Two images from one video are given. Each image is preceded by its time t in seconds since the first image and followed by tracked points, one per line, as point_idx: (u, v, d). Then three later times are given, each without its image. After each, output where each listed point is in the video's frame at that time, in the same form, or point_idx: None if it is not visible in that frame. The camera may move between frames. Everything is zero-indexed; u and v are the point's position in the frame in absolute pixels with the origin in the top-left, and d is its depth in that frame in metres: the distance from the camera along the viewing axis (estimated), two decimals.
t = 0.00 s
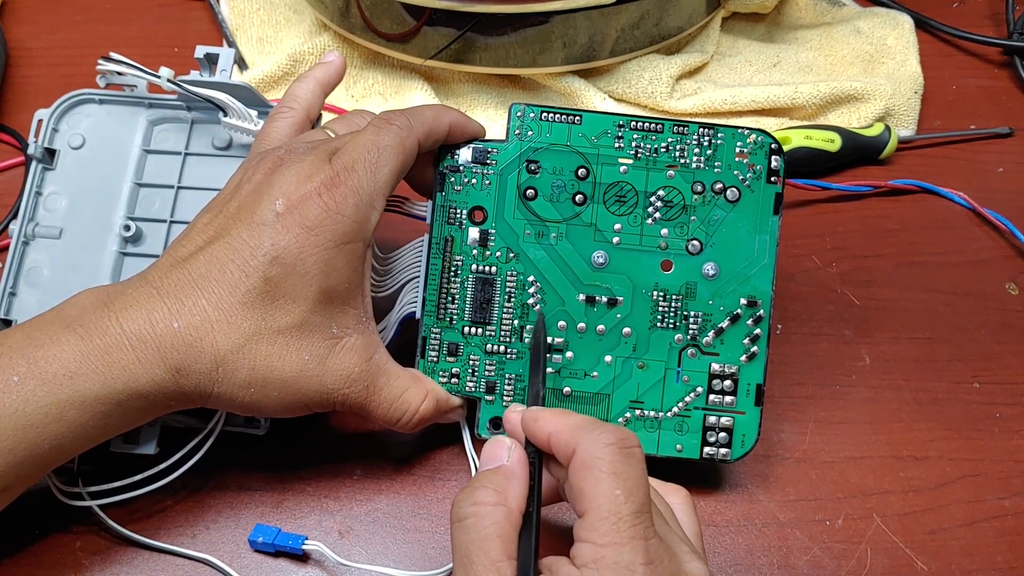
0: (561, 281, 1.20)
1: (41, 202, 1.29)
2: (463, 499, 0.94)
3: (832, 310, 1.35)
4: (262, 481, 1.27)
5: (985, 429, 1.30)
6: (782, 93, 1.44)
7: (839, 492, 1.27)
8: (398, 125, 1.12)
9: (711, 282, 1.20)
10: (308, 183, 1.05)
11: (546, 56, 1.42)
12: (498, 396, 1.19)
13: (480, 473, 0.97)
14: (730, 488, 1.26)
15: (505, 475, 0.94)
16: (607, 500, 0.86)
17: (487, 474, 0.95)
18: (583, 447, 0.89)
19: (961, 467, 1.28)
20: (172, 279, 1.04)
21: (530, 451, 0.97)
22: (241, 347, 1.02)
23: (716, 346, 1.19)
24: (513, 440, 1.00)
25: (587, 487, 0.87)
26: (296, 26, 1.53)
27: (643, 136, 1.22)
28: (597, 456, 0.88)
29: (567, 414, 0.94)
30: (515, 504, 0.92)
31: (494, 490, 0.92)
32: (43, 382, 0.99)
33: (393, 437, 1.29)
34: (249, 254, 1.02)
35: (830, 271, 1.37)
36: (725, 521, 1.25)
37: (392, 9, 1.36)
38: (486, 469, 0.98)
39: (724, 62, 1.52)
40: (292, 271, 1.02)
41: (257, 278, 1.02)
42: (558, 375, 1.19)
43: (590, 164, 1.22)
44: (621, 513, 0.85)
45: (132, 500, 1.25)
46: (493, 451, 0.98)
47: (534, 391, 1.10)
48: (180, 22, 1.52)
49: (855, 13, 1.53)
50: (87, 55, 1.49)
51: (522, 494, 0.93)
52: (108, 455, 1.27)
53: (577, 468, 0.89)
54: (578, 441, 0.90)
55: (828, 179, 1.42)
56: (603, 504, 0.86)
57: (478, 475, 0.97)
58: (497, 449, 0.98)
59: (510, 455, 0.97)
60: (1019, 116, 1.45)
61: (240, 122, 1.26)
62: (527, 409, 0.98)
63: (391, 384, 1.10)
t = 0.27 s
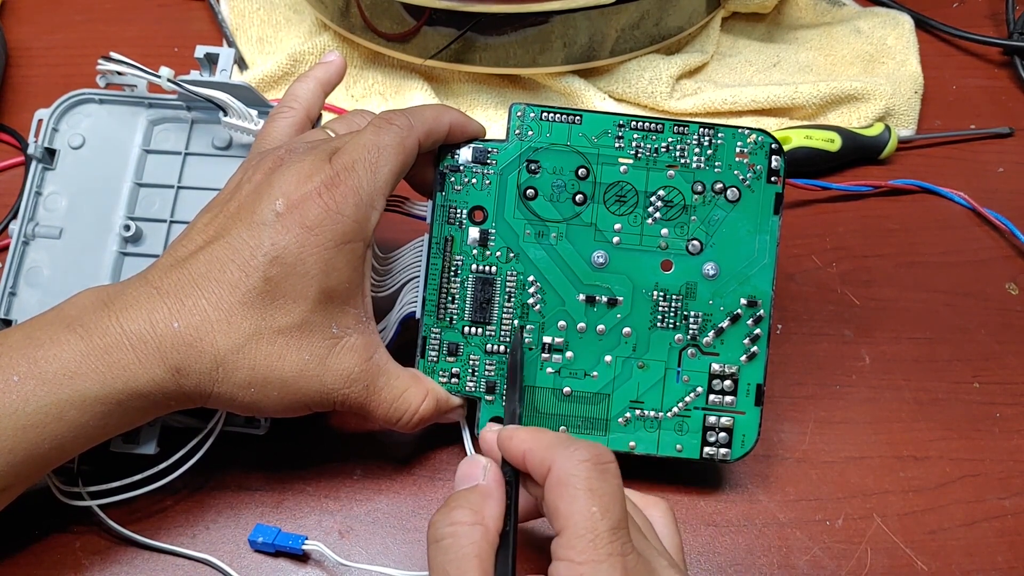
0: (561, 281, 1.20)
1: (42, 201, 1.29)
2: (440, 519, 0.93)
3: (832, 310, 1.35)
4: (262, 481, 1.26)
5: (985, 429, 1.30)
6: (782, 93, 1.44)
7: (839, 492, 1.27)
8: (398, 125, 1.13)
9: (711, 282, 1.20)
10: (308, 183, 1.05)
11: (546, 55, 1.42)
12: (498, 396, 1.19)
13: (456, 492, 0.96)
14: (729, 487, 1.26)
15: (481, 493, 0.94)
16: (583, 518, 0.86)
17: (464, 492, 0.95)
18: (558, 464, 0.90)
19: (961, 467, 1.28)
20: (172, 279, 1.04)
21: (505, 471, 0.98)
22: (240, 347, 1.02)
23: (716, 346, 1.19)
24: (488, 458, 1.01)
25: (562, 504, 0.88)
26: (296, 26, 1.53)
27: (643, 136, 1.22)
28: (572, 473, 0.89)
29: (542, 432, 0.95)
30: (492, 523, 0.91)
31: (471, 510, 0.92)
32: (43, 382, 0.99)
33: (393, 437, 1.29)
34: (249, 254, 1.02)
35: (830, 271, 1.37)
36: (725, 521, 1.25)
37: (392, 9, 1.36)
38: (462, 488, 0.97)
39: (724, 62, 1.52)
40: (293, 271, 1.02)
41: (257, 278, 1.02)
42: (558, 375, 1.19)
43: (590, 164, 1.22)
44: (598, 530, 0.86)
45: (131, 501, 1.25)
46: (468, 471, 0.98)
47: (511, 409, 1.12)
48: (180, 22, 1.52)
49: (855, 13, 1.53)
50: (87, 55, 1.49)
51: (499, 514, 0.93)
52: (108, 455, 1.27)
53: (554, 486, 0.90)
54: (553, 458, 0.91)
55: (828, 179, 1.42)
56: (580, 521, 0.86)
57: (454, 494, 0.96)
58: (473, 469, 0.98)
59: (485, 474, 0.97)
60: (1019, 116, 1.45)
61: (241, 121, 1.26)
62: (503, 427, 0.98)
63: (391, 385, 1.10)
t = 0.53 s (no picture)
0: (561, 281, 1.20)
1: (42, 201, 1.29)
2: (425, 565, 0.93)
3: (832, 310, 1.35)
4: (262, 481, 1.26)
5: (985, 429, 1.30)
6: (782, 93, 1.44)
7: (839, 492, 1.27)
8: (398, 125, 1.13)
9: (711, 282, 1.20)
10: (308, 182, 1.04)
11: (546, 56, 1.42)
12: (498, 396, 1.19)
13: (441, 535, 0.97)
14: (729, 487, 1.26)
15: (465, 535, 0.95)
16: (568, 557, 0.84)
17: (449, 535, 0.95)
18: (540, 502, 0.88)
19: (961, 467, 1.28)
20: (172, 279, 1.04)
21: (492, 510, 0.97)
22: (240, 346, 1.02)
23: (716, 346, 1.19)
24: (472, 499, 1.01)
25: (547, 543, 0.86)
26: (296, 26, 1.53)
27: (643, 136, 1.22)
28: (554, 511, 0.87)
29: (525, 469, 0.93)
30: (477, 565, 0.91)
31: (455, 553, 0.92)
32: (43, 382, 0.99)
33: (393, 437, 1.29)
34: (249, 253, 1.02)
35: (830, 271, 1.37)
36: (725, 521, 1.25)
37: (392, 9, 1.36)
38: (447, 530, 0.97)
39: (724, 62, 1.52)
40: (292, 271, 1.02)
41: (257, 278, 1.02)
42: (558, 375, 1.19)
43: (590, 164, 1.22)
44: (582, 569, 0.84)
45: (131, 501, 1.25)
46: (452, 512, 0.99)
47: (494, 447, 1.04)
48: (180, 22, 1.52)
49: (855, 12, 1.53)
50: (87, 55, 1.49)
51: (484, 556, 0.93)
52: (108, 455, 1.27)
53: (536, 526, 0.88)
54: (532, 498, 0.89)
55: (828, 179, 1.42)
56: (564, 561, 0.84)
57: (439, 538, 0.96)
58: (456, 513, 0.98)
59: (470, 515, 0.97)
60: (1019, 116, 1.45)
61: (241, 121, 1.26)
62: (485, 468, 0.96)
63: (391, 384, 1.10)
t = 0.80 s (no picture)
0: (561, 281, 1.20)
1: (42, 202, 1.29)
2: None
3: (832, 310, 1.35)
4: (262, 481, 1.27)
5: (985, 429, 1.30)
6: (782, 93, 1.44)
7: (839, 492, 1.27)
8: (398, 125, 1.13)
9: (711, 282, 1.20)
10: (308, 183, 1.05)
11: (546, 56, 1.42)
12: (498, 396, 1.19)
13: None
14: (729, 487, 1.26)
15: None
16: None
17: None
18: None
19: (961, 467, 1.28)
20: (172, 279, 1.04)
21: None
22: (240, 347, 1.02)
23: (716, 346, 1.19)
24: None
25: None
26: (296, 26, 1.53)
27: (643, 136, 1.22)
28: None
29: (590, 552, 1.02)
30: None
31: None
32: (43, 382, 0.99)
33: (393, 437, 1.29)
34: (249, 254, 1.02)
35: (830, 271, 1.37)
36: (725, 521, 1.25)
37: (392, 9, 1.36)
38: None
39: (724, 62, 1.52)
40: (292, 271, 1.02)
41: (257, 278, 1.02)
42: (558, 375, 1.19)
43: (590, 164, 1.22)
44: None
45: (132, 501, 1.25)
46: None
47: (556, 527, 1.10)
48: (180, 22, 1.52)
49: (855, 12, 1.53)
50: (87, 55, 1.49)
51: None
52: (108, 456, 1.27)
53: None
54: None
55: (828, 179, 1.42)
56: None
57: None
58: None
59: None
60: (1019, 116, 1.45)
61: (241, 122, 1.26)
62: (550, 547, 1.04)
63: (391, 384, 1.10)
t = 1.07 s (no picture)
0: (561, 281, 1.20)
1: (42, 202, 1.29)
2: None
3: (832, 310, 1.35)
4: (262, 481, 1.27)
5: (985, 429, 1.30)
6: (781, 93, 1.44)
7: (839, 492, 1.27)
8: (398, 125, 1.13)
9: (711, 282, 1.20)
10: (308, 183, 1.05)
11: (546, 56, 1.42)
12: (498, 396, 1.19)
13: None
14: (729, 487, 1.26)
15: None
16: None
17: None
18: None
19: (961, 467, 1.28)
20: (172, 279, 1.04)
21: None
22: (240, 347, 1.02)
23: (716, 346, 1.19)
24: None
25: None
26: (296, 25, 1.53)
27: (644, 136, 1.22)
28: None
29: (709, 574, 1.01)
30: None
31: None
32: (43, 382, 0.99)
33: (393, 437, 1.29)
34: (249, 254, 1.02)
35: (830, 271, 1.37)
36: (725, 521, 1.25)
37: (392, 9, 1.36)
38: None
39: (724, 62, 1.52)
40: (292, 271, 1.02)
41: (257, 278, 1.02)
42: (557, 375, 1.19)
43: (590, 164, 1.22)
44: None
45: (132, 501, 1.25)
46: None
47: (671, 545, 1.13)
48: (180, 22, 1.52)
49: (855, 12, 1.53)
50: (86, 55, 1.49)
51: None
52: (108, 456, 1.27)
53: None
54: None
55: (827, 179, 1.42)
56: None
57: None
58: None
59: None
60: (1019, 116, 1.45)
61: (241, 122, 1.26)
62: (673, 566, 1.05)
63: (391, 384, 1.10)
